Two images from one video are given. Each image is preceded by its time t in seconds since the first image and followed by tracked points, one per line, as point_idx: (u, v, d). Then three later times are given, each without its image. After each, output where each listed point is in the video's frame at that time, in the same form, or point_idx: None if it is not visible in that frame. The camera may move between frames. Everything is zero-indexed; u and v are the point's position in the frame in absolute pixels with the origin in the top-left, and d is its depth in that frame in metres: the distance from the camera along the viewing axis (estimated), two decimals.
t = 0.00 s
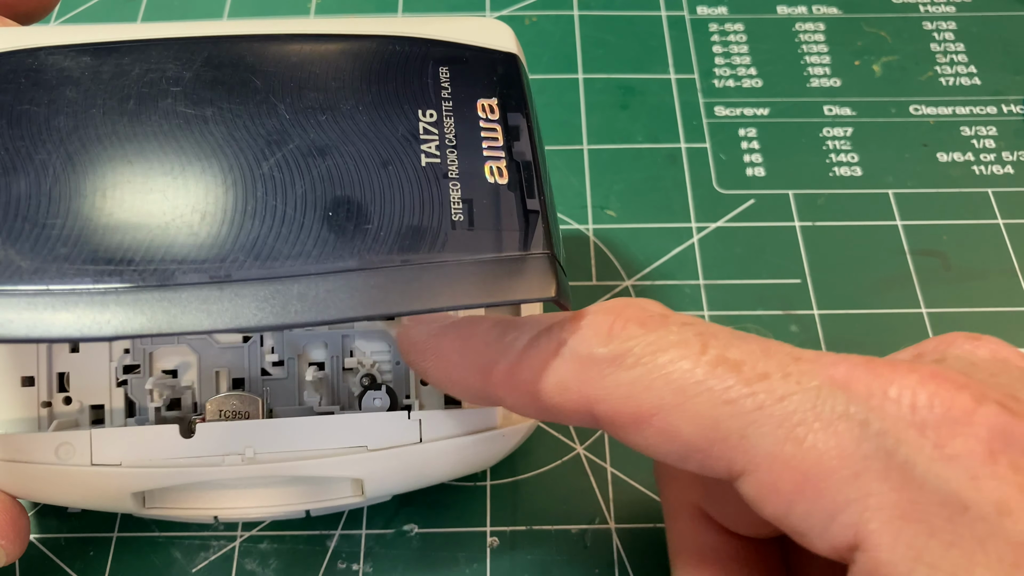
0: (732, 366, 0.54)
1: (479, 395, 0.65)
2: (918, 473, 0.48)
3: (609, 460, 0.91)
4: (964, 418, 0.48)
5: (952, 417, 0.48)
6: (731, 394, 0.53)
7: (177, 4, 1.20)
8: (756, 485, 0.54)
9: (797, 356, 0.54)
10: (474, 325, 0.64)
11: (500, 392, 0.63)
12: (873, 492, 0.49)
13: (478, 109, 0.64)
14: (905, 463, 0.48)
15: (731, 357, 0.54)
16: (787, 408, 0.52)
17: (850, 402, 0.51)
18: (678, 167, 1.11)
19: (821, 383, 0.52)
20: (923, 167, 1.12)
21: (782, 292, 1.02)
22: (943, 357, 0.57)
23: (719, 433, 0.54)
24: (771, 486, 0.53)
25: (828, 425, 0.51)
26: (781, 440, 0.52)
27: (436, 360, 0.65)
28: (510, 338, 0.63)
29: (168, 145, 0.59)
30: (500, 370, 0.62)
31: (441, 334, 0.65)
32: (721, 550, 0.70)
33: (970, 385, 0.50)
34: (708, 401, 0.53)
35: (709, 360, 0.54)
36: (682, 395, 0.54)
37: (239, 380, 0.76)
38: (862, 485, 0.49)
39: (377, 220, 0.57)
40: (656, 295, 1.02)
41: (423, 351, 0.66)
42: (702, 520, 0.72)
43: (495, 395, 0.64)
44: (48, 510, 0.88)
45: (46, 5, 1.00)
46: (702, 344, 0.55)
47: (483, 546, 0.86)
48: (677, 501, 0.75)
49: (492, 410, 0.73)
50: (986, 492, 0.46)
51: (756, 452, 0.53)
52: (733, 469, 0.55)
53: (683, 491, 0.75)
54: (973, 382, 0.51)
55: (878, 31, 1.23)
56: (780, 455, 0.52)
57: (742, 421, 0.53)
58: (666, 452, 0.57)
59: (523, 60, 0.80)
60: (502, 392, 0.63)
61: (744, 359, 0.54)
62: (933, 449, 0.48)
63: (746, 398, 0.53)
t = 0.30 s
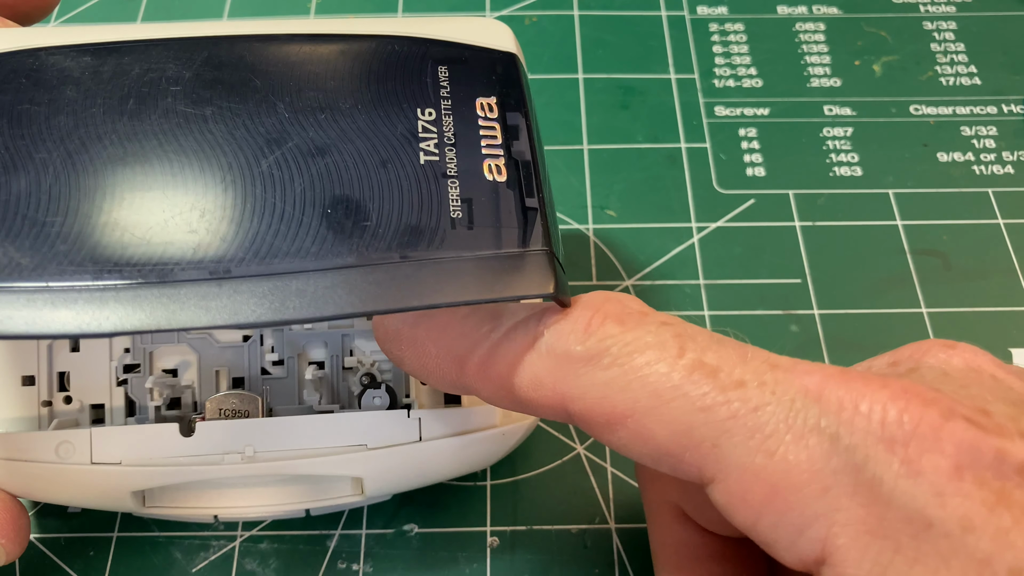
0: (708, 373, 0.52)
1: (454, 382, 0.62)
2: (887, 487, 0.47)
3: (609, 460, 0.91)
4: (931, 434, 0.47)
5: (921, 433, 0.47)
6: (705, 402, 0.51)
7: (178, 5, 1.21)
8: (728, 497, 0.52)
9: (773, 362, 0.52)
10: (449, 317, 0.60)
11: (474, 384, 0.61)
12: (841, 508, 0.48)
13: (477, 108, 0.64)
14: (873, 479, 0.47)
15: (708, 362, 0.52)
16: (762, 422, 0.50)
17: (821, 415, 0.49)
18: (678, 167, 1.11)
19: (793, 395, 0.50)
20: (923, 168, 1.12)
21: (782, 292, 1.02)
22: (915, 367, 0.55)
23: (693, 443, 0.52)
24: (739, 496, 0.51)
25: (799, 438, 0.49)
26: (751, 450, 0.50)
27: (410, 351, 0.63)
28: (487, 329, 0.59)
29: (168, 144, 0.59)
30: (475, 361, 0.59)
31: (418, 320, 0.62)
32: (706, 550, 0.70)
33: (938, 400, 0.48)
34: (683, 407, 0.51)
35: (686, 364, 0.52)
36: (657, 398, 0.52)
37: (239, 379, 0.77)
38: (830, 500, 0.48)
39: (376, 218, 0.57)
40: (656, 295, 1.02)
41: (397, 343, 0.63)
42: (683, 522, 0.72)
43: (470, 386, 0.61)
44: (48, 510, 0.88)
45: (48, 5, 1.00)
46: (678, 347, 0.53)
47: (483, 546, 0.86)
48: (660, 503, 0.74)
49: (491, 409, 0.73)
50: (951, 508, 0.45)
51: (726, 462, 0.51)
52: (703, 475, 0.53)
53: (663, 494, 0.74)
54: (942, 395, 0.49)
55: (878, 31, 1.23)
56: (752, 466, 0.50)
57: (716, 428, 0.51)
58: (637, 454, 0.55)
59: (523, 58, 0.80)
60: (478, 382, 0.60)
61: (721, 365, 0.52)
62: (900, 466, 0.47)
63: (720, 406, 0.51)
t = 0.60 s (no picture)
0: (703, 393, 0.50)
1: (453, 399, 0.63)
2: (882, 503, 0.45)
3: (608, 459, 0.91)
4: (926, 449, 0.45)
5: (916, 448, 0.46)
6: (701, 422, 0.49)
7: (179, 5, 1.21)
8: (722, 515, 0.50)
9: (768, 380, 0.51)
10: (443, 333, 0.63)
11: (471, 400, 0.61)
12: (837, 525, 0.46)
13: (477, 107, 0.64)
14: (867, 495, 0.46)
15: (705, 381, 0.51)
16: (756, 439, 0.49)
17: (814, 432, 0.48)
18: (678, 167, 1.11)
19: (788, 413, 0.49)
20: (923, 167, 1.12)
21: (782, 292, 1.02)
22: (912, 381, 0.54)
23: (685, 462, 0.50)
24: (738, 511, 0.49)
25: (794, 456, 0.48)
26: (746, 471, 0.48)
27: (407, 363, 0.65)
28: (483, 345, 0.61)
29: (168, 143, 0.59)
30: (471, 377, 0.60)
31: (415, 336, 0.65)
32: (703, 559, 0.70)
33: (933, 414, 0.47)
34: (678, 428, 0.50)
35: (681, 386, 0.50)
36: (653, 420, 0.50)
37: (239, 379, 0.77)
38: (826, 517, 0.46)
39: (375, 216, 0.57)
40: (655, 295, 1.02)
41: (395, 355, 0.65)
42: (684, 532, 0.72)
43: (467, 402, 0.62)
44: (48, 509, 0.88)
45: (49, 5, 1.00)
46: (674, 367, 0.51)
47: (483, 546, 0.86)
48: (660, 514, 0.74)
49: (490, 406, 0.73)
50: (947, 523, 0.44)
51: (723, 484, 0.49)
52: (700, 495, 0.51)
53: (663, 506, 0.73)
54: (936, 409, 0.48)
55: (878, 31, 1.23)
56: (748, 485, 0.48)
57: (712, 449, 0.49)
58: (633, 475, 0.53)
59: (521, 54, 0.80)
60: (476, 399, 0.60)
61: (716, 385, 0.51)
62: (895, 482, 0.45)
63: (717, 425, 0.49)
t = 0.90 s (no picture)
0: (691, 407, 0.50)
1: (440, 408, 0.63)
2: (867, 518, 0.45)
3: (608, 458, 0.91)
4: (910, 462, 0.46)
5: (900, 462, 0.46)
6: (687, 437, 0.49)
7: (179, 5, 1.21)
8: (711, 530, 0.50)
9: (755, 395, 0.51)
10: (431, 342, 0.64)
11: (460, 413, 0.60)
12: (824, 539, 0.46)
13: (476, 107, 0.64)
14: (854, 510, 0.46)
15: (690, 396, 0.51)
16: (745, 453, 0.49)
17: (800, 445, 0.48)
18: (678, 167, 1.11)
19: (776, 427, 0.49)
20: (923, 167, 1.12)
21: (781, 292, 1.02)
22: (900, 391, 0.54)
23: (673, 477, 0.50)
24: (725, 530, 0.49)
25: (781, 470, 0.48)
26: (734, 485, 0.48)
27: (395, 372, 0.65)
28: (471, 355, 0.60)
29: (167, 144, 0.59)
30: (458, 386, 0.59)
31: (402, 344, 0.65)
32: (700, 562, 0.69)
33: (919, 426, 0.47)
34: (665, 443, 0.50)
35: (668, 399, 0.50)
36: (640, 436, 0.50)
37: (239, 379, 0.77)
38: (812, 532, 0.46)
39: (374, 216, 0.57)
40: (655, 295, 1.02)
41: (383, 365, 0.65)
42: (678, 537, 0.71)
43: (456, 415, 0.61)
44: (48, 510, 0.88)
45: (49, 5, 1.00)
46: (660, 380, 0.51)
47: (483, 546, 0.86)
48: (656, 519, 0.74)
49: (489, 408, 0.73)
50: (932, 537, 0.44)
51: (711, 497, 0.49)
52: (689, 509, 0.51)
53: (657, 511, 0.74)
54: (923, 421, 0.48)
55: (878, 31, 1.23)
56: (735, 501, 0.48)
57: (698, 464, 0.49)
58: (621, 488, 0.53)
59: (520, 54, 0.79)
60: (463, 409, 0.60)
61: (703, 399, 0.51)
62: (880, 496, 0.45)
63: (702, 440, 0.49)
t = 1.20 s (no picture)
0: (690, 409, 0.50)
1: (438, 410, 0.63)
2: (867, 521, 0.45)
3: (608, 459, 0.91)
4: (910, 465, 0.46)
5: (900, 465, 0.46)
6: (686, 439, 0.49)
7: (179, 5, 1.21)
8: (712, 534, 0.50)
9: (754, 397, 0.51)
10: (429, 343, 0.63)
11: (459, 415, 0.60)
12: (823, 543, 0.46)
13: (476, 106, 0.64)
14: (853, 513, 0.46)
15: (690, 399, 0.51)
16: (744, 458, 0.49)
17: (801, 448, 0.48)
18: (678, 167, 1.11)
19: (774, 431, 0.49)
20: (923, 167, 1.12)
21: (782, 292, 1.02)
22: (901, 393, 0.54)
23: (672, 480, 0.50)
24: (724, 533, 0.49)
25: (780, 473, 0.48)
26: (733, 488, 0.48)
27: (393, 374, 0.65)
28: (468, 357, 0.60)
29: (167, 144, 0.59)
30: (455, 389, 0.59)
31: (400, 345, 0.65)
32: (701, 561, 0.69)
33: (918, 429, 0.47)
34: (665, 445, 0.50)
35: (667, 403, 0.50)
36: (640, 439, 0.50)
37: (239, 378, 0.77)
38: (812, 535, 0.46)
39: (373, 215, 0.57)
40: (655, 295, 1.02)
41: (381, 367, 0.65)
42: (680, 536, 0.71)
43: (454, 417, 0.61)
44: (48, 509, 0.88)
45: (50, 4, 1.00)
46: (659, 383, 0.51)
47: (483, 546, 0.86)
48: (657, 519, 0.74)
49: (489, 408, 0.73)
50: (932, 540, 0.44)
51: (710, 500, 0.49)
52: (689, 511, 0.51)
53: (657, 511, 0.74)
54: (922, 423, 0.48)
55: (878, 31, 1.23)
56: (734, 504, 0.48)
57: (698, 467, 0.49)
58: (621, 490, 0.53)
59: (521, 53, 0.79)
60: (460, 412, 0.60)
61: (702, 403, 0.51)
62: (880, 500, 0.45)
63: (703, 443, 0.49)
